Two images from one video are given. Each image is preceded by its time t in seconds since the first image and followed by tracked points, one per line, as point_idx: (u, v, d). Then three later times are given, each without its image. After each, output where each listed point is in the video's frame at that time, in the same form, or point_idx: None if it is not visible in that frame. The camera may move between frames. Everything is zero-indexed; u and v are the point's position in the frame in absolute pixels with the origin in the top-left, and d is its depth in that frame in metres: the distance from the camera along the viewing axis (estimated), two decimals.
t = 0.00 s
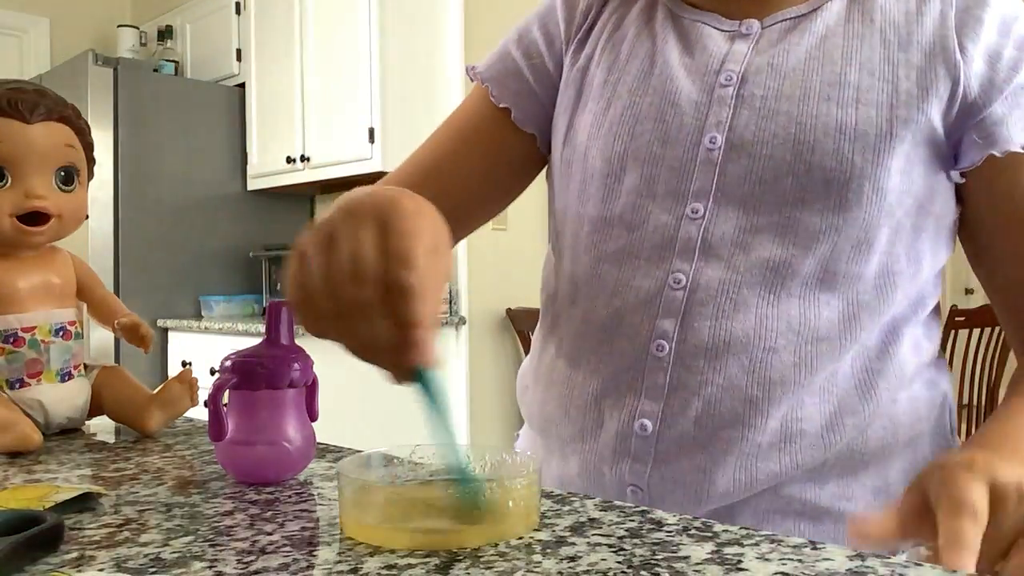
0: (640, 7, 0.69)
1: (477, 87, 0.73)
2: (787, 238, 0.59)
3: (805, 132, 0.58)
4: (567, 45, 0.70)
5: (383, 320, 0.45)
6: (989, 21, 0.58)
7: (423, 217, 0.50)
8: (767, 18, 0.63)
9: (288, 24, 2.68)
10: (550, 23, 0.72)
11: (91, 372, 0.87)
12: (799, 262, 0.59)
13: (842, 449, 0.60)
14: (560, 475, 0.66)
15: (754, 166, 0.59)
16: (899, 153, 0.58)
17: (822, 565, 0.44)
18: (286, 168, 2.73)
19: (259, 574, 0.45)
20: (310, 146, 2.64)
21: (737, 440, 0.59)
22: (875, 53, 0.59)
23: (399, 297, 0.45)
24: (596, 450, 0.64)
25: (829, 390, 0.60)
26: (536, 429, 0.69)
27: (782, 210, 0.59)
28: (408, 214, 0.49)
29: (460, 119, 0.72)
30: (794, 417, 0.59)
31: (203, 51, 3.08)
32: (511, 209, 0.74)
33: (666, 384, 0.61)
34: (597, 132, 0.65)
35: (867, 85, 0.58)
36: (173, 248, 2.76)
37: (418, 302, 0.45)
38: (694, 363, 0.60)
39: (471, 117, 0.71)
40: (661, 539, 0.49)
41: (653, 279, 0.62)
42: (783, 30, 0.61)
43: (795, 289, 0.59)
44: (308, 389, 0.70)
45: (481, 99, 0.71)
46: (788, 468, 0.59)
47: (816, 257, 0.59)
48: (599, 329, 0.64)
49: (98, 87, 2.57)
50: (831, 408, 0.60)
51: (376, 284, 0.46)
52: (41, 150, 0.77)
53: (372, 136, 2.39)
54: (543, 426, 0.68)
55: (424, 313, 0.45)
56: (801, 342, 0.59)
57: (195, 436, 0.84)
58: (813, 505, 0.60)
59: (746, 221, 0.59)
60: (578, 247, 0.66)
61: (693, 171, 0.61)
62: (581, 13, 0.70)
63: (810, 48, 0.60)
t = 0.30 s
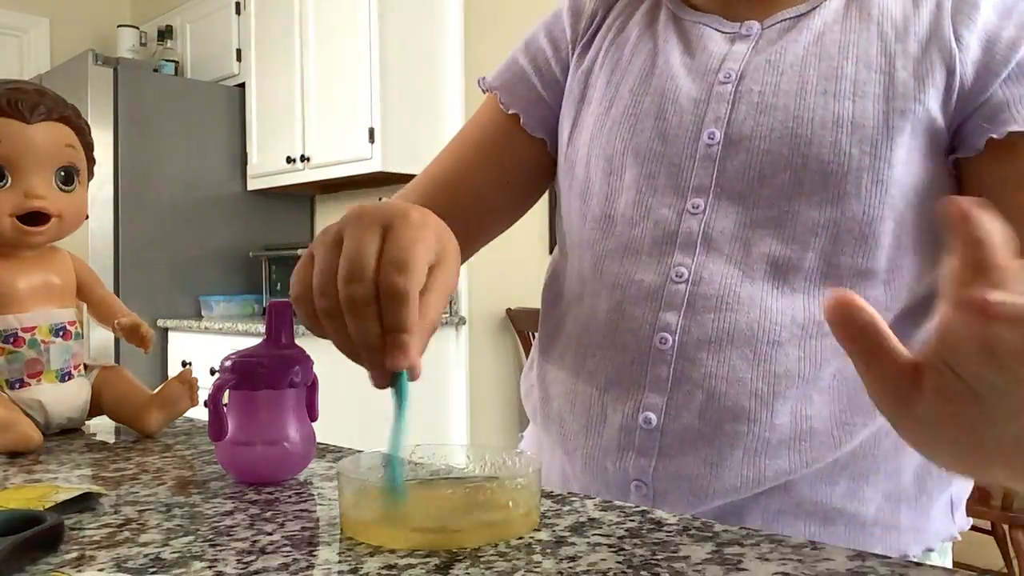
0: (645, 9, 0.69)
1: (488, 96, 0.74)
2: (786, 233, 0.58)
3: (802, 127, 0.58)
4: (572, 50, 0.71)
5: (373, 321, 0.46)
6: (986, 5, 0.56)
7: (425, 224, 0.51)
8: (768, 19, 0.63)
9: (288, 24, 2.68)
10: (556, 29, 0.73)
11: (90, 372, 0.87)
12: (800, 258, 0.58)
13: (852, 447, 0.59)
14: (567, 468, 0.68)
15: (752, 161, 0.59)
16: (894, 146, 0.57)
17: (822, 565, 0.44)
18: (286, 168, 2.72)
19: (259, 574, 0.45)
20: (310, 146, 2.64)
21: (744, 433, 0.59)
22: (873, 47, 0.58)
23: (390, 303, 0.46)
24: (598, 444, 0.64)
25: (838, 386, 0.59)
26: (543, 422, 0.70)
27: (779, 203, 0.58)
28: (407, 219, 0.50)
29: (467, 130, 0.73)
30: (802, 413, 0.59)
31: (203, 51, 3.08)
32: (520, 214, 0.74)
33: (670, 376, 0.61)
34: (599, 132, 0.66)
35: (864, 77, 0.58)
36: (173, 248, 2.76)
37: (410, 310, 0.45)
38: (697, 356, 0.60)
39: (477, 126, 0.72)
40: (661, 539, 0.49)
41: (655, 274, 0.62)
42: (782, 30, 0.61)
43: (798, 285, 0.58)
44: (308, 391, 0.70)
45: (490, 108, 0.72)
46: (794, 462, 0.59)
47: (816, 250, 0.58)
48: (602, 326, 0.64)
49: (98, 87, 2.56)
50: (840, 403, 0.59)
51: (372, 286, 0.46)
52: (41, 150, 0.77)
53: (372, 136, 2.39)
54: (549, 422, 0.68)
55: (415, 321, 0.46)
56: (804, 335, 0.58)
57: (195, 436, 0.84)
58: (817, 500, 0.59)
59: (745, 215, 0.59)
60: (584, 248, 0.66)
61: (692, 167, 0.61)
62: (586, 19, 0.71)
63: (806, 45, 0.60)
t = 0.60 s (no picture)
0: (647, 10, 0.69)
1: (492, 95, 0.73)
2: (784, 228, 0.58)
3: (800, 122, 0.58)
4: (575, 50, 0.71)
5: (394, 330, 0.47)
6: None
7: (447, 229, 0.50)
8: (769, 17, 0.63)
9: (288, 23, 2.68)
10: (561, 28, 0.72)
11: (90, 372, 0.87)
12: (797, 254, 0.58)
13: (853, 449, 0.59)
14: (567, 467, 0.68)
15: (750, 156, 0.59)
16: (896, 142, 0.56)
17: (821, 565, 0.44)
18: (286, 168, 2.72)
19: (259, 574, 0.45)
20: (310, 146, 2.64)
21: (738, 432, 0.59)
22: (871, 36, 0.58)
23: (410, 311, 0.46)
24: (597, 442, 0.64)
25: (838, 385, 0.58)
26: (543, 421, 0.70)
27: (778, 199, 0.58)
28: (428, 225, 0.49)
29: (468, 130, 0.73)
30: (800, 413, 0.58)
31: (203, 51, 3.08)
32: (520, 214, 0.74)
33: (664, 374, 0.61)
34: (600, 134, 0.66)
35: (862, 73, 0.58)
36: (173, 248, 2.76)
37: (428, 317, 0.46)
38: (692, 354, 0.60)
39: (478, 125, 0.72)
40: (661, 539, 0.49)
41: (654, 273, 0.62)
42: (783, 27, 0.61)
43: (797, 281, 0.58)
44: (309, 391, 0.70)
45: (493, 107, 0.72)
46: (794, 459, 0.59)
47: (812, 242, 0.57)
48: (602, 324, 0.64)
49: (98, 87, 2.56)
50: (842, 402, 0.59)
51: (390, 294, 0.46)
52: (41, 150, 0.77)
53: (372, 136, 2.39)
54: (550, 421, 0.69)
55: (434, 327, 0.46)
56: (803, 334, 0.58)
57: (195, 436, 0.84)
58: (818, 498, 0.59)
59: (743, 212, 0.59)
60: (585, 247, 0.66)
61: (691, 165, 0.61)
62: (591, 19, 0.70)
63: (805, 40, 0.60)
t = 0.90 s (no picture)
0: (653, 9, 0.69)
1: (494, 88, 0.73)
2: (807, 222, 0.58)
3: (822, 115, 0.58)
4: (583, 47, 0.70)
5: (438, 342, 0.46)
6: None
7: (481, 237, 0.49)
8: (783, 13, 0.63)
9: (288, 23, 2.68)
10: (566, 23, 0.72)
11: (90, 372, 0.87)
12: (823, 245, 0.58)
13: (869, 450, 0.59)
14: (578, 467, 0.67)
15: (772, 153, 0.59)
16: (926, 135, 0.57)
17: (821, 565, 0.44)
18: (286, 168, 2.72)
19: (259, 574, 0.45)
20: (310, 146, 2.64)
21: (762, 434, 0.59)
22: (890, 27, 0.59)
23: (457, 325, 0.45)
24: (613, 444, 0.64)
25: (861, 383, 0.59)
26: (553, 421, 0.70)
27: (802, 194, 0.58)
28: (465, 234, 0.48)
29: (470, 125, 0.72)
30: (823, 413, 0.59)
31: (203, 51, 3.08)
32: (520, 212, 0.74)
33: (683, 375, 0.61)
34: (612, 131, 0.65)
35: (884, 63, 0.58)
36: (173, 248, 2.76)
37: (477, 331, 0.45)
38: (713, 354, 0.60)
39: (480, 121, 0.72)
40: (661, 539, 0.49)
41: (671, 273, 0.62)
42: (798, 21, 0.62)
43: (822, 273, 0.58)
44: (309, 389, 0.70)
45: (495, 101, 0.72)
46: (813, 459, 0.59)
47: (837, 237, 0.57)
48: (615, 323, 0.64)
49: (98, 87, 2.56)
50: (861, 402, 0.59)
51: (437, 307, 0.45)
52: (41, 151, 0.77)
53: (372, 136, 2.39)
54: (562, 420, 0.69)
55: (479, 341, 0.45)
56: (826, 334, 0.58)
57: (195, 436, 0.84)
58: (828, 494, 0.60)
59: (763, 206, 0.59)
60: (599, 245, 0.66)
61: (710, 163, 0.61)
62: (599, 17, 0.71)
63: (822, 33, 0.60)
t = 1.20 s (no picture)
0: (658, 5, 0.68)
1: (499, 89, 0.73)
2: (820, 222, 0.58)
3: (833, 114, 0.58)
4: (588, 47, 0.70)
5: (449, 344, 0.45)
6: None
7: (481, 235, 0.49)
8: (791, 12, 0.63)
9: (288, 23, 2.68)
10: (569, 24, 0.72)
11: (90, 372, 0.87)
12: (836, 245, 0.57)
13: (885, 453, 0.60)
14: (587, 468, 0.67)
15: (783, 152, 0.59)
16: (937, 134, 0.57)
17: (821, 565, 0.44)
18: (286, 168, 2.72)
19: (259, 574, 0.45)
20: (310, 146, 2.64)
21: (778, 438, 0.59)
22: (900, 25, 0.59)
23: (470, 327, 0.45)
24: (626, 446, 0.64)
25: (876, 384, 0.59)
26: (560, 421, 0.70)
27: (814, 194, 0.58)
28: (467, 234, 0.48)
29: (475, 128, 0.73)
30: (839, 415, 0.59)
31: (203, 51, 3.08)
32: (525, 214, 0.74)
33: (698, 378, 0.61)
34: (619, 131, 0.65)
35: (895, 60, 0.58)
36: (173, 248, 2.76)
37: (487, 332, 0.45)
38: (726, 357, 0.60)
39: (486, 124, 0.72)
40: (661, 539, 0.49)
41: (682, 274, 0.62)
42: (807, 20, 0.62)
43: (835, 274, 0.57)
44: (309, 390, 0.70)
45: (499, 103, 0.72)
46: (828, 461, 0.60)
47: (853, 238, 0.57)
48: (624, 325, 0.64)
49: (98, 87, 2.56)
50: (876, 403, 0.59)
51: (447, 310, 0.45)
52: (41, 150, 0.77)
53: (372, 136, 2.39)
54: (569, 421, 0.69)
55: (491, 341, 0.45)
56: (840, 336, 0.58)
57: (195, 436, 0.84)
58: (829, 490, 0.60)
59: (775, 206, 0.59)
60: (608, 246, 0.66)
61: (720, 163, 0.61)
62: (602, 17, 0.70)
63: (830, 32, 0.60)
